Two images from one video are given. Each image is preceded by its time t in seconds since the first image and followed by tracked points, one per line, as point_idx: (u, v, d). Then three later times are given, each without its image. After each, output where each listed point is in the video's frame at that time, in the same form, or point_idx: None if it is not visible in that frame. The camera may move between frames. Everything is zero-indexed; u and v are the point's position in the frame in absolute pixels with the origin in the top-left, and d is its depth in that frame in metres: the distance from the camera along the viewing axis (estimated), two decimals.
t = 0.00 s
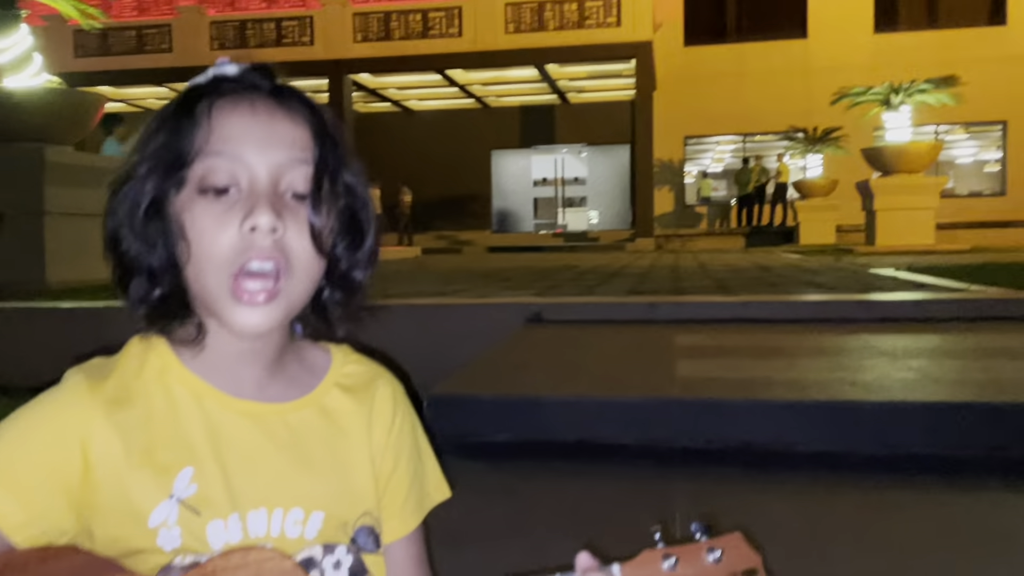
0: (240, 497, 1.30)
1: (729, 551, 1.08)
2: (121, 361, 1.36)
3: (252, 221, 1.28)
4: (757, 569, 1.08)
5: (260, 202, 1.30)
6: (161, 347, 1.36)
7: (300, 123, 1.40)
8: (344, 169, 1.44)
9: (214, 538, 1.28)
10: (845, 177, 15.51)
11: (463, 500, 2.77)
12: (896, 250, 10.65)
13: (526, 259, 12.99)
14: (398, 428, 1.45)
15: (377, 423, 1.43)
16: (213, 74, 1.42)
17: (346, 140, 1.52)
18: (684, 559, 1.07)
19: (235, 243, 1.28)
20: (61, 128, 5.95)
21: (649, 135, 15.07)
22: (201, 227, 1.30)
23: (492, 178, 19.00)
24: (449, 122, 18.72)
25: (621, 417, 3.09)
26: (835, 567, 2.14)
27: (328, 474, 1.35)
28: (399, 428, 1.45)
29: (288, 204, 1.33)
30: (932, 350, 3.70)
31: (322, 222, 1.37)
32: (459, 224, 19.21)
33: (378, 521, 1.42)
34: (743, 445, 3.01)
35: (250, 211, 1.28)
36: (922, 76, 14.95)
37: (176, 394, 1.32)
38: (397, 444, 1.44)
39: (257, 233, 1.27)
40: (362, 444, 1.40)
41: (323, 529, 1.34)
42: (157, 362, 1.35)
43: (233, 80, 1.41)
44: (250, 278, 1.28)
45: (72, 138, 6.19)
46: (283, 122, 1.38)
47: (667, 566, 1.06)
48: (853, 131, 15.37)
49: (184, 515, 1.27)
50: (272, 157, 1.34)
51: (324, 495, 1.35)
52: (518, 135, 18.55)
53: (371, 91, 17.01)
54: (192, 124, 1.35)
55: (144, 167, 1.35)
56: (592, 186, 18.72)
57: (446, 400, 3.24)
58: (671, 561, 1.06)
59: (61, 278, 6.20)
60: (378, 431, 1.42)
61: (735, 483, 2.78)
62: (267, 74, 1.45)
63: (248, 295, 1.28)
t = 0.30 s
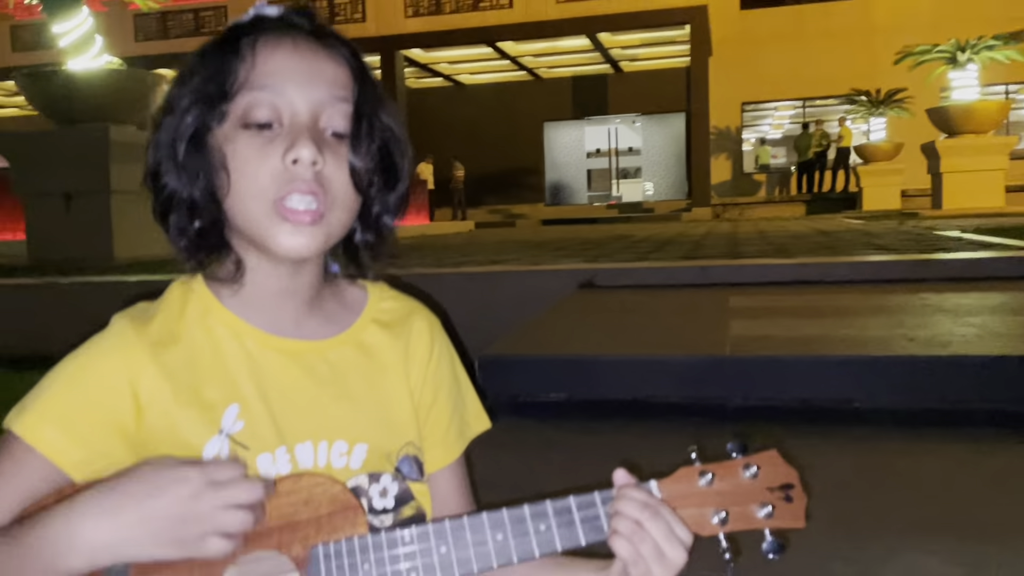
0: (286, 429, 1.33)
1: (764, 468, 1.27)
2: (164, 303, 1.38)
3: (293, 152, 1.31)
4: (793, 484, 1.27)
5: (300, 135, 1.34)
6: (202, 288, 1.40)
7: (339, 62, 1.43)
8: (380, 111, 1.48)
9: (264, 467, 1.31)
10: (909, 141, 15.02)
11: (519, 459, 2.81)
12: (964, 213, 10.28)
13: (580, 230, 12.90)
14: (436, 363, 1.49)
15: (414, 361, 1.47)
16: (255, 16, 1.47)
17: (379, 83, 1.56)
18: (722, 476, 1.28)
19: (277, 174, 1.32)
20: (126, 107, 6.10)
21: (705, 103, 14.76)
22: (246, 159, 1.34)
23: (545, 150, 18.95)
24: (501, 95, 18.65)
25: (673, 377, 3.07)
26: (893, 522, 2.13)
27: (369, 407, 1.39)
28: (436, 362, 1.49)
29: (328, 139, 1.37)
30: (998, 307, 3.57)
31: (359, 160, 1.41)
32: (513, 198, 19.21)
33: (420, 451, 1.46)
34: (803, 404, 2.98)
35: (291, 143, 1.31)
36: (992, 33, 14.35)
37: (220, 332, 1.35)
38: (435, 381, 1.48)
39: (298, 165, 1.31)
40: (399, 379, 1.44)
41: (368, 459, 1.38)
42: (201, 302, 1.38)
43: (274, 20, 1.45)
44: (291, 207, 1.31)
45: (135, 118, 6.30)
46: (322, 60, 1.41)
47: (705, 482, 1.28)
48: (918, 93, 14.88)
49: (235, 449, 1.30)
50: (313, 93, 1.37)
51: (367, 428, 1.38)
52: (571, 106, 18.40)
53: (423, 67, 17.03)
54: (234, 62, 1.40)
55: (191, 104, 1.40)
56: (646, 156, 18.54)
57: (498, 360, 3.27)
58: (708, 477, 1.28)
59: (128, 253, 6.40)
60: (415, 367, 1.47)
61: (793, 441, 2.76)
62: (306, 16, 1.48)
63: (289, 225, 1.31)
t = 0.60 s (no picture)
0: (321, 398, 1.30)
1: (800, 437, 1.26)
2: (199, 270, 1.36)
3: (339, 129, 1.29)
4: (831, 454, 1.25)
5: (345, 110, 1.31)
6: (242, 259, 1.37)
7: (379, 31, 1.39)
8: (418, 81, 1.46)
9: (302, 437, 1.29)
10: (957, 121, 14.65)
11: (554, 435, 2.81)
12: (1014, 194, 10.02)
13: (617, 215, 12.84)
14: (470, 331, 1.45)
15: (447, 331, 1.43)
16: None
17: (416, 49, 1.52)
18: (758, 445, 1.25)
19: (323, 150, 1.29)
20: (168, 95, 6.19)
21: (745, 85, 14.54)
22: (289, 134, 1.32)
23: (583, 135, 18.87)
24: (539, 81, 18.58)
25: (711, 356, 3.05)
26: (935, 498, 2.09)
27: (409, 378, 1.37)
28: (469, 331, 1.45)
29: (371, 114, 1.34)
30: None
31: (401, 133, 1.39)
32: (550, 184, 19.17)
33: (455, 419, 1.42)
34: (839, 380, 2.94)
35: (339, 118, 1.29)
36: None
37: (256, 301, 1.32)
38: (469, 350, 1.45)
39: (344, 141, 1.29)
40: (434, 348, 1.40)
41: (405, 426, 1.35)
42: (237, 271, 1.35)
43: None
44: (338, 183, 1.30)
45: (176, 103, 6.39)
46: (363, 29, 1.37)
47: (742, 452, 1.25)
48: (966, 71, 14.53)
49: (275, 418, 1.28)
50: (356, 65, 1.34)
51: (405, 399, 1.35)
52: (609, 91, 18.27)
53: (460, 53, 17.03)
54: (273, 31, 1.34)
55: (228, 75, 1.35)
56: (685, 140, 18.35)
57: (533, 338, 3.28)
58: (745, 446, 1.25)
59: (174, 238, 6.55)
60: (449, 336, 1.43)
61: (832, 418, 2.73)
62: None
63: (336, 201, 1.29)
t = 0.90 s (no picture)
0: (353, 383, 1.30)
1: (831, 418, 1.24)
2: (231, 256, 1.34)
3: (379, 104, 1.26)
4: (862, 435, 1.24)
5: (383, 84, 1.28)
6: (275, 243, 1.35)
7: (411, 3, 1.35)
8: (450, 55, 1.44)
9: (332, 423, 1.29)
10: (993, 113, 14.39)
11: (584, 425, 2.79)
12: None
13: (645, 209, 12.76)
14: (504, 320, 1.44)
15: (482, 319, 1.42)
16: None
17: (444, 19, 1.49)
18: (790, 426, 1.23)
19: (363, 127, 1.26)
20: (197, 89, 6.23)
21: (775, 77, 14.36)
22: (327, 112, 1.28)
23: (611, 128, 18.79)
24: (566, 73, 18.51)
25: (743, 346, 3.02)
26: (976, 489, 2.05)
27: (440, 360, 1.36)
28: (504, 318, 1.44)
29: (408, 88, 1.31)
30: None
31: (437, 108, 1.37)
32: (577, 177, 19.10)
33: (487, 408, 1.41)
34: (875, 371, 2.92)
35: (376, 94, 1.26)
36: None
37: (289, 286, 1.31)
38: (504, 336, 1.43)
39: (385, 116, 1.26)
40: (466, 334, 1.39)
41: (434, 413, 1.35)
42: (270, 255, 1.34)
43: None
44: (379, 160, 1.27)
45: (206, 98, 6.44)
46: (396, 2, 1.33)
47: (773, 432, 1.22)
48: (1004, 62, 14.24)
49: (304, 406, 1.27)
50: (392, 38, 1.30)
51: (437, 382, 1.35)
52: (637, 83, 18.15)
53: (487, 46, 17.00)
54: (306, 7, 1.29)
55: (261, 57, 1.31)
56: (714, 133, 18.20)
57: (561, 328, 3.25)
58: (776, 427, 1.23)
59: (201, 230, 6.59)
60: (483, 322, 1.42)
61: (867, 408, 2.69)
62: None
63: (377, 178, 1.27)
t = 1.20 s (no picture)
0: (371, 395, 1.32)
1: (873, 452, 1.24)
2: (253, 274, 1.37)
3: (403, 141, 1.27)
4: (905, 472, 1.23)
5: (407, 118, 1.29)
6: (300, 268, 1.37)
7: (433, 36, 1.37)
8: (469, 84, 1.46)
9: (351, 436, 1.31)
10: (1013, 115, 14.26)
11: (599, 433, 2.80)
12: None
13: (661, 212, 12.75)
14: (524, 334, 1.46)
15: (500, 334, 1.44)
16: None
17: (464, 47, 1.51)
18: (826, 460, 1.24)
19: (387, 162, 1.28)
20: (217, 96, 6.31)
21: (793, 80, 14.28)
22: (351, 147, 1.30)
23: (627, 132, 18.77)
24: (582, 77, 18.52)
25: (763, 353, 3.02)
26: (996, 501, 2.04)
27: (459, 380, 1.38)
28: (524, 332, 1.46)
29: (431, 121, 1.33)
30: None
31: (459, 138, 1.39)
32: (593, 180, 19.08)
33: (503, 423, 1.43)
34: (892, 378, 2.89)
35: (400, 129, 1.28)
36: None
37: (312, 302, 1.34)
38: (523, 353, 1.45)
39: (409, 152, 1.28)
40: (484, 350, 1.41)
41: (451, 427, 1.37)
42: (292, 274, 1.37)
43: None
44: (404, 194, 1.29)
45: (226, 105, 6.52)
46: (418, 35, 1.34)
47: (809, 465, 1.23)
48: None
49: (323, 418, 1.29)
50: (416, 73, 1.31)
51: (455, 399, 1.37)
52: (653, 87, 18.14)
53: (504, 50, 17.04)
54: (331, 42, 1.31)
55: (287, 93, 1.32)
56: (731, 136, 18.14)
57: (579, 336, 3.26)
58: (812, 460, 1.23)
59: (221, 235, 6.64)
60: (502, 340, 1.44)
61: (887, 417, 2.69)
62: None
63: (402, 212, 1.29)
